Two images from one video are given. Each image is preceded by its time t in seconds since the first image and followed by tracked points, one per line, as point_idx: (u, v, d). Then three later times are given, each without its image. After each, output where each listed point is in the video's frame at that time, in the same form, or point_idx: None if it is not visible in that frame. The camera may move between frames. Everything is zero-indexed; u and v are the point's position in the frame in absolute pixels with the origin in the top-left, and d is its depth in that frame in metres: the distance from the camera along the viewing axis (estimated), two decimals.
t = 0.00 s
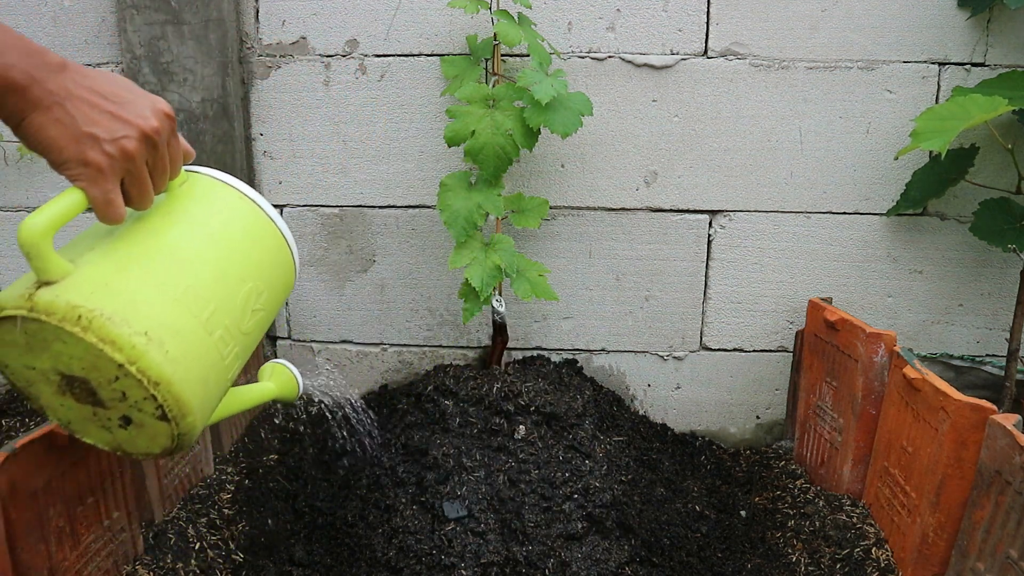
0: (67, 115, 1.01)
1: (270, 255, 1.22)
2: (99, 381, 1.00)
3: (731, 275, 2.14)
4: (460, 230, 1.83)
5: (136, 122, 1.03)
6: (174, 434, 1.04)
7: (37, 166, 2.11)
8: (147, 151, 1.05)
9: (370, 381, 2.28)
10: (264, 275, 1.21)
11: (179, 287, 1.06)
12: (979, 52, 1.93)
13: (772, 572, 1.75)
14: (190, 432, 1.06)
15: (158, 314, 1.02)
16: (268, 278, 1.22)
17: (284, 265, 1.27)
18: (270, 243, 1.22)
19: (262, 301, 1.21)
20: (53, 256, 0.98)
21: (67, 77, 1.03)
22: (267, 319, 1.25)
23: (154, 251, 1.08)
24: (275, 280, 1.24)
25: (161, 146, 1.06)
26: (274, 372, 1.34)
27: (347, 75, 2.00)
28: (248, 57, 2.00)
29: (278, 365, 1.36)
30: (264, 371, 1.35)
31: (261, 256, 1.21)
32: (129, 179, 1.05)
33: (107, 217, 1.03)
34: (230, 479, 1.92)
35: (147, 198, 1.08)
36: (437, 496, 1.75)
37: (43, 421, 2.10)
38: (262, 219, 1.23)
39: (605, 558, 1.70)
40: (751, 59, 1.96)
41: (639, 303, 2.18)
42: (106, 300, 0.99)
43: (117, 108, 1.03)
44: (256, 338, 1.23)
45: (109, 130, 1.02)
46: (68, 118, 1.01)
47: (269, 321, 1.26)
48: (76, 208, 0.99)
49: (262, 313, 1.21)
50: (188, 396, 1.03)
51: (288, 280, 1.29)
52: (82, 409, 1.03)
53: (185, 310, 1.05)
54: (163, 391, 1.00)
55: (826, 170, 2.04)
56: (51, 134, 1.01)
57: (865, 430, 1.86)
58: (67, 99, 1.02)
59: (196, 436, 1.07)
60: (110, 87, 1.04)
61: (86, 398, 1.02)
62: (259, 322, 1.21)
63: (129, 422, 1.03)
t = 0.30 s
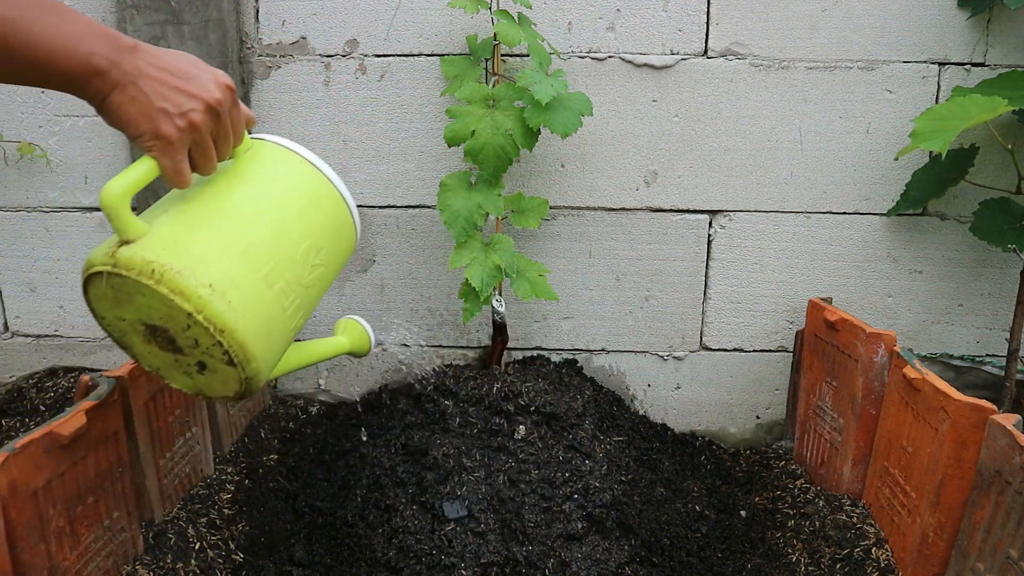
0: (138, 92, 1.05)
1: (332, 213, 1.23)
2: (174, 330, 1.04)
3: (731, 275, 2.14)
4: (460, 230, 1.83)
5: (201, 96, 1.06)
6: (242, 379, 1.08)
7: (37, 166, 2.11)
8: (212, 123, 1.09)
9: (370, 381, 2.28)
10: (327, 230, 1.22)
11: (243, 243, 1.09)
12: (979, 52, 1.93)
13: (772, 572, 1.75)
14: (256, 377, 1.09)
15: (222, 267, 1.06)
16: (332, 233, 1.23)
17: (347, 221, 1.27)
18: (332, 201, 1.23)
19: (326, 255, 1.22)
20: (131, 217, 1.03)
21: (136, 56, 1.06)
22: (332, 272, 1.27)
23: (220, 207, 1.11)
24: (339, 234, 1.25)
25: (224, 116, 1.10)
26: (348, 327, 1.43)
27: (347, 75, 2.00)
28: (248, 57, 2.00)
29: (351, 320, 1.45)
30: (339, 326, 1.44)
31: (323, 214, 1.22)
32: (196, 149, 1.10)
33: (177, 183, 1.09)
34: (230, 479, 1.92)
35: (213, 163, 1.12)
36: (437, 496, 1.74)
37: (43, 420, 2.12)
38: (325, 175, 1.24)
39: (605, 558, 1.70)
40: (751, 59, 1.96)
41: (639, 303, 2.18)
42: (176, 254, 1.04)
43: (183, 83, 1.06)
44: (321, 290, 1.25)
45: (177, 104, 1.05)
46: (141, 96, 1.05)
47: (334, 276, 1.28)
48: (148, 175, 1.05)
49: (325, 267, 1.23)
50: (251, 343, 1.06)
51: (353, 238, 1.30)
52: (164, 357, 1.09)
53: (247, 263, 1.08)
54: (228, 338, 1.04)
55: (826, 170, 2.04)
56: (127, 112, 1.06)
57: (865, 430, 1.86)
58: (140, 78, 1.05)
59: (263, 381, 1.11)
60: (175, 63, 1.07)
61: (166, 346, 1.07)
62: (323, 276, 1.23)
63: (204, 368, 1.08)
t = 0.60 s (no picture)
0: (187, 84, 1.09)
1: (369, 185, 1.28)
2: (229, 303, 1.12)
3: (731, 275, 2.14)
4: (460, 230, 1.83)
5: (244, 84, 1.11)
6: (295, 346, 1.15)
7: (37, 166, 2.11)
8: (255, 108, 1.14)
9: (370, 381, 2.28)
10: (365, 201, 1.27)
11: (289, 218, 1.15)
12: (979, 52, 1.93)
13: (771, 572, 1.75)
14: (307, 343, 1.16)
15: (270, 242, 1.12)
16: (369, 205, 1.28)
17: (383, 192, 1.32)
18: (369, 174, 1.28)
19: (365, 226, 1.27)
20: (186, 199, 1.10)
21: (183, 49, 1.09)
22: (373, 242, 1.32)
23: (266, 185, 1.17)
24: (376, 204, 1.30)
25: (265, 102, 1.15)
26: (387, 298, 1.44)
27: (347, 75, 2.00)
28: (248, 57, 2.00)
29: (390, 292, 1.46)
30: (377, 297, 1.45)
31: (360, 187, 1.26)
32: (240, 135, 1.15)
33: (223, 166, 1.14)
34: (230, 479, 1.92)
35: (256, 146, 1.18)
36: (437, 496, 1.74)
37: (43, 420, 2.12)
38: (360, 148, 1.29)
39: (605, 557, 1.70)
40: (751, 59, 1.96)
41: (639, 303, 2.18)
42: (228, 232, 1.10)
43: (228, 72, 1.10)
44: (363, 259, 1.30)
45: (223, 93, 1.10)
46: (189, 87, 1.09)
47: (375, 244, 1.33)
48: (198, 160, 1.11)
49: (366, 238, 1.28)
50: (302, 312, 1.13)
51: (389, 207, 1.34)
52: (220, 329, 1.17)
53: (293, 237, 1.14)
54: (279, 308, 1.10)
55: (826, 170, 2.04)
56: (175, 103, 1.09)
57: (866, 429, 1.86)
58: (187, 69, 1.09)
59: (313, 348, 1.18)
60: (219, 54, 1.11)
61: (221, 318, 1.15)
62: (364, 246, 1.28)
63: (258, 337, 1.15)
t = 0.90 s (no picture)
0: (179, 97, 1.14)
1: (343, 205, 1.39)
2: (218, 314, 1.18)
3: (731, 275, 2.14)
4: (460, 230, 1.83)
5: (234, 100, 1.17)
6: (280, 356, 1.22)
7: (37, 166, 2.11)
8: (243, 122, 1.20)
9: (370, 381, 2.28)
10: (338, 220, 1.38)
11: (276, 233, 1.23)
12: (979, 52, 1.93)
13: (772, 572, 1.75)
14: (290, 354, 1.24)
15: (262, 255, 1.19)
16: (342, 224, 1.39)
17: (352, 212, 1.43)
18: (343, 195, 1.39)
19: (338, 243, 1.38)
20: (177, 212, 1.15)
21: (175, 64, 1.14)
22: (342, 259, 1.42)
23: (252, 202, 1.25)
24: (347, 223, 1.41)
25: (252, 117, 1.21)
26: (341, 314, 1.62)
27: (347, 75, 2.00)
28: (248, 57, 2.00)
29: (343, 309, 1.63)
30: (331, 313, 1.63)
31: (336, 207, 1.38)
32: (228, 148, 1.21)
33: (211, 178, 1.20)
34: (230, 479, 1.92)
35: (240, 161, 1.24)
36: (438, 496, 1.74)
37: (43, 420, 2.12)
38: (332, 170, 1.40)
39: (605, 558, 1.70)
40: (751, 59, 1.96)
41: (639, 303, 2.18)
42: (222, 244, 1.16)
43: (219, 87, 1.17)
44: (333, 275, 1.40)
45: (214, 107, 1.16)
46: (181, 101, 1.14)
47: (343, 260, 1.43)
48: (190, 173, 1.16)
49: (338, 254, 1.38)
50: (291, 322, 1.20)
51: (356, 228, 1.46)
52: (199, 342, 1.22)
53: (281, 251, 1.22)
54: (271, 318, 1.17)
55: (826, 170, 2.04)
56: (168, 116, 1.14)
57: (866, 430, 1.86)
58: (179, 83, 1.14)
59: (295, 358, 1.26)
60: (209, 70, 1.17)
61: (204, 330, 1.20)
62: (337, 262, 1.39)
63: (241, 349, 1.21)
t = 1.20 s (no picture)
0: (129, 114, 1.15)
1: (295, 230, 1.40)
2: (163, 345, 1.15)
3: (731, 275, 2.14)
4: (460, 230, 1.83)
5: (187, 120, 1.18)
6: (226, 390, 1.21)
7: (37, 166, 2.12)
8: (195, 144, 1.21)
9: (370, 381, 2.28)
10: (289, 247, 1.38)
11: (228, 262, 1.22)
12: (979, 52, 1.93)
13: (772, 572, 1.75)
14: (238, 387, 1.23)
15: (213, 285, 1.18)
16: (293, 252, 1.39)
17: (303, 239, 1.44)
18: (294, 222, 1.40)
19: (289, 271, 1.38)
20: (122, 237, 1.12)
21: (127, 80, 1.16)
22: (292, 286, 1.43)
23: (202, 229, 1.24)
24: (298, 249, 1.42)
25: (205, 139, 1.22)
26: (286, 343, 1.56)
27: (347, 75, 2.00)
28: (248, 57, 2.00)
29: (288, 337, 1.58)
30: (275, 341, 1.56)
31: (289, 233, 1.38)
32: (179, 170, 1.21)
33: (159, 201, 1.19)
34: (230, 479, 1.93)
35: (190, 185, 1.24)
36: (437, 496, 1.74)
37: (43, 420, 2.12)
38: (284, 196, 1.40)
39: (605, 558, 1.70)
40: (751, 59, 1.96)
41: (639, 304, 2.18)
42: (171, 273, 1.15)
43: (172, 107, 1.18)
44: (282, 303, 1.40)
45: (166, 126, 1.16)
46: (131, 117, 1.15)
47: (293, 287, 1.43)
48: (137, 195, 1.14)
49: (288, 282, 1.38)
50: (241, 356, 1.19)
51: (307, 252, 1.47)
52: (141, 372, 1.19)
53: (232, 280, 1.21)
54: (221, 350, 1.16)
55: (826, 170, 2.04)
56: (116, 131, 1.14)
57: (865, 430, 1.86)
58: (131, 100, 1.15)
59: (243, 391, 1.24)
60: (163, 89, 1.18)
61: (147, 360, 1.18)
62: (287, 290, 1.39)
63: (186, 380, 1.20)
